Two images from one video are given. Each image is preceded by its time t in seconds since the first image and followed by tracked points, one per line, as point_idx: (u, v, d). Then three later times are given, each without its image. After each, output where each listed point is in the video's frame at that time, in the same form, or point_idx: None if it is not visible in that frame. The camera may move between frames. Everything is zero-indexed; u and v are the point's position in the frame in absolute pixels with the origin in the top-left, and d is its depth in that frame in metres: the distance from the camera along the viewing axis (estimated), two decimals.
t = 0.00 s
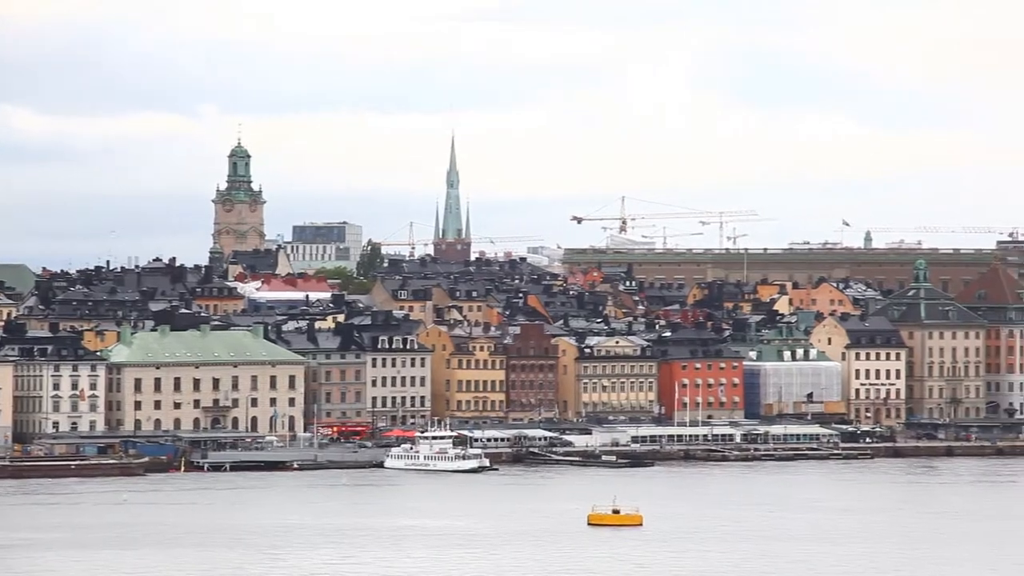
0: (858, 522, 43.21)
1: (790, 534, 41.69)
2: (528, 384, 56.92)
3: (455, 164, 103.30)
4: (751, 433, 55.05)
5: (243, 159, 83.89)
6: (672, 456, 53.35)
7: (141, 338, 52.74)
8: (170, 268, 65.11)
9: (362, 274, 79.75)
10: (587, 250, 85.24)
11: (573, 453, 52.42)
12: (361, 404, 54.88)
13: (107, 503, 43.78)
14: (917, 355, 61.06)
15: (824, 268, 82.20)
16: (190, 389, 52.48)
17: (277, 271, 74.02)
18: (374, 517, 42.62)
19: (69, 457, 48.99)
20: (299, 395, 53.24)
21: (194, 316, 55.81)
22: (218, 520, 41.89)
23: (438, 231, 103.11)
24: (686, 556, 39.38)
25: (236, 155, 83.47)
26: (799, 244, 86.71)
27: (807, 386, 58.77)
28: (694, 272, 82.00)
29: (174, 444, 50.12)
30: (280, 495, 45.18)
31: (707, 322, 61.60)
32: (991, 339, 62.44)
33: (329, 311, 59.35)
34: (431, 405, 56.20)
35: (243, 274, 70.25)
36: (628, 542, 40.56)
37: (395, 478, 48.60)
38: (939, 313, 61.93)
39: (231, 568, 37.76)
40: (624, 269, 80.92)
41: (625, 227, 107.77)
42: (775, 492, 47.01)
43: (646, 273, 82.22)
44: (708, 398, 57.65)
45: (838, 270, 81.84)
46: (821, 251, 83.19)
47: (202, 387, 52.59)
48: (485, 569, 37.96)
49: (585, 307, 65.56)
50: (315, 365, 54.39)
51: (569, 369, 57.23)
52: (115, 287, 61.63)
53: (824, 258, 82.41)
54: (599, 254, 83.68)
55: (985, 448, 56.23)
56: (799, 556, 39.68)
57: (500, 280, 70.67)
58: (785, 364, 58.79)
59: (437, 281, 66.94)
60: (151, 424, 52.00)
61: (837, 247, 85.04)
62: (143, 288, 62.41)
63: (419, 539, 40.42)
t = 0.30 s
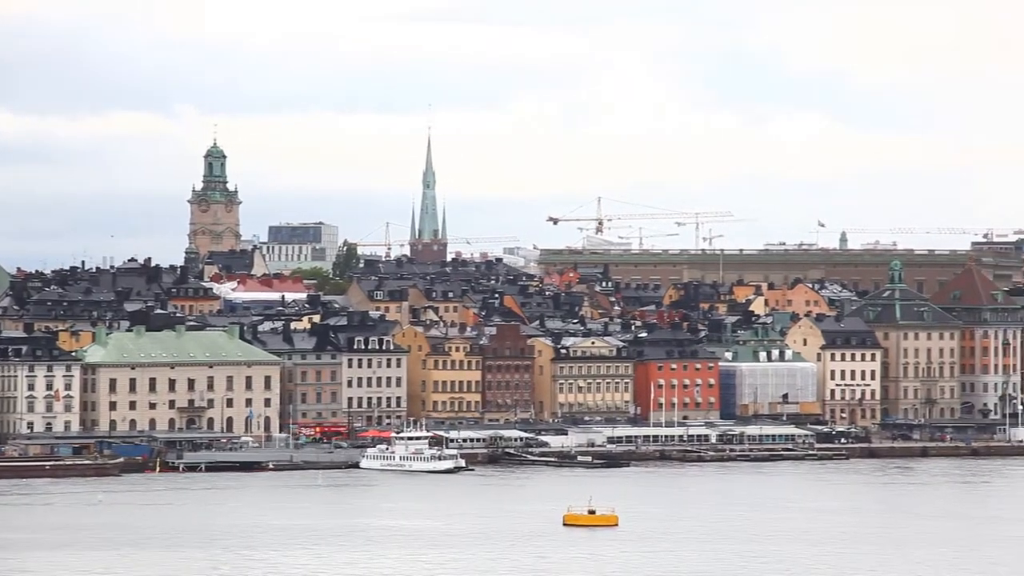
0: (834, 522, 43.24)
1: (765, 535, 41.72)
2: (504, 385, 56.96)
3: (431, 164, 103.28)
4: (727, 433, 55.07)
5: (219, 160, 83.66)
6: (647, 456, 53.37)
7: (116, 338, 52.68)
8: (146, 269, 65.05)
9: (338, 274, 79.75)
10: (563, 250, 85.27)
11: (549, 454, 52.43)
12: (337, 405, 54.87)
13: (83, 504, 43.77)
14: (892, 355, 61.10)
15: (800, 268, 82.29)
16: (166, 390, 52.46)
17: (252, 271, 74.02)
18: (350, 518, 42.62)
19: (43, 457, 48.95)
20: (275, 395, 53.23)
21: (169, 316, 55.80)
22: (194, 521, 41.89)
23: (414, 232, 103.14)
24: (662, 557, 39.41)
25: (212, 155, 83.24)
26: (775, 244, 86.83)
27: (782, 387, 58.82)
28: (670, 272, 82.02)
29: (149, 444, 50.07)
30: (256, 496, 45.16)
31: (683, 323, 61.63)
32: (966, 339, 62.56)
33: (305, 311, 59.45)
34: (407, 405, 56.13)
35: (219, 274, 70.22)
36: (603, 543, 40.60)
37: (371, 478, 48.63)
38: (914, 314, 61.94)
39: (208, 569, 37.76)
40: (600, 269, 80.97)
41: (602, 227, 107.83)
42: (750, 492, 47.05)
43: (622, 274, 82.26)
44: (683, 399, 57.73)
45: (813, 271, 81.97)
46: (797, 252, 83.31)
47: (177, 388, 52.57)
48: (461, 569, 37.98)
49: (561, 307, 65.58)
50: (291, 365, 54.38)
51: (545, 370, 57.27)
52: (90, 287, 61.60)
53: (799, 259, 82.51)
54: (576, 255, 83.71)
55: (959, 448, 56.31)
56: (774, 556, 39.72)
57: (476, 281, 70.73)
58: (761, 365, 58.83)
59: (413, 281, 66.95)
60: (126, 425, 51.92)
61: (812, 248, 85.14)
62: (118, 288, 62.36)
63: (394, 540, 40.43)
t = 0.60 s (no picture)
0: (809, 522, 43.24)
1: (741, 534, 41.71)
2: (480, 385, 57.01)
3: (407, 164, 103.25)
4: (702, 432, 55.13)
5: (194, 160, 83.44)
6: (623, 455, 53.40)
7: (91, 339, 52.63)
8: (120, 269, 64.99)
9: (314, 274, 79.71)
10: (539, 250, 85.28)
11: (524, 453, 52.43)
12: (313, 405, 54.82)
13: (57, 505, 43.74)
14: (866, 355, 61.17)
15: (775, 268, 82.36)
16: (141, 390, 52.41)
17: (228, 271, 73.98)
18: (326, 518, 42.61)
19: (18, 459, 48.93)
20: (250, 395, 53.20)
21: (144, 316, 55.76)
22: (169, 522, 41.86)
23: (390, 232, 103.12)
24: (638, 556, 39.40)
25: (188, 155, 83.04)
26: (750, 244, 86.89)
27: (758, 386, 58.83)
28: (646, 272, 82.04)
29: (124, 445, 50.03)
30: (232, 496, 45.12)
31: (658, 322, 61.63)
32: (941, 338, 62.61)
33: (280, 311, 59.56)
34: (383, 406, 56.15)
35: (193, 274, 70.16)
36: (579, 542, 40.59)
37: (347, 479, 48.62)
38: (889, 313, 62.03)
39: (183, 570, 37.72)
40: (576, 269, 80.99)
41: (577, 227, 107.84)
42: (725, 492, 47.03)
43: (598, 274, 82.27)
44: (659, 398, 57.74)
45: (788, 270, 82.04)
46: (772, 252, 83.35)
47: (153, 388, 52.52)
48: (436, 570, 37.95)
49: (537, 307, 65.61)
50: (266, 365, 54.27)
51: (521, 369, 57.33)
52: (64, 288, 61.55)
53: (775, 259, 82.58)
54: (552, 254, 83.73)
55: (934, 447, 56.35)
56: (750, 555, 39.72)
57: (453, 280, 70.78)
58: (736, 364, 58.84)
59: (389, 281, 66.91)
60: (101, 425, 51.86)
61: (788, 247, 85.20)
62: (93, 289, 62.31)
63: (369, 540, 40.38)
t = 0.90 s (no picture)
0: (786, 521, 43.27)
1: (718, 533, 41.71)
2: (457, 384, 56.88)
3: (384, 163, 103.21)
4: (679, 432, 55.17)
5: (170, 160, 83.29)
6: (600, 455, 53.43)
7: (67, 339, 52.56)
8: (96, 269, 64.93)
9: (291, 274, 79.66)
10: (515, 250, 85.28)
11: (501, 453, 52.42)
12: (289, 405, 54.80)
13: (34, 505, 43.70)
14: (843, 354, 61.24)
15: (751, 267, 82.43)
16: (117, 391, 52.37)
17: (204, 271, 73.93)
18: (303, 518, 42.60)
19: None
20: (227, 395, 53.18)
21: (120, 317, 55.71)
22: (146, 522, 41.84)
23: (367, 231, 103.08)
24: (615, 555, 39.42)
25: (164, 155, 82.90)
26: (726, 243, 86.95)
27: (734, 385, 58.89)
28: (623, 272, 82.08)
29: (100, 445, 49.98)
30: (209, 497, 45.08)
31: (635, 322, 61.64)
32: (916, 338, 62.74)
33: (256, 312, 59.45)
34: (360, 406, 56.06)
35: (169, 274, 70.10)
36: (556, 542, 40.60)
37: (324, 479, 48.62)
38: (865, 312, 62.04)
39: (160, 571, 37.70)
40: (553, 269, 81.00)
41: (554, 226, 107.83)
42: (701, 491, 47.07)
43: (575, 274, 82.26)
44: (636, 398, 57.87)
45: (765, 270, 82.09)
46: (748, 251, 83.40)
47: (129, 389, 52.48)
48: (413, 570, 37.95)
49: (514, 306, 65.64)
50: (243, 366, 54.21)
51: (498, 369, 57.32)
52: (40, 289, 61.49)
53: (751, 258, 82.65)
54: (529, 254, 83.73)
55: (910, 445, 56.39)
56: (727, 554, 39.75)
57: (429, 280, 70.78)
58: (713, 363, 58.86)
59: (366, 281, 66.89)
60: (77, 425, 51.80)
61: (764, 246, 85.26)
62: (69, 289, 62.24)
63: (345, 541, 40.36)
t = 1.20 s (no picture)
0: (764, 517, 43.31)
1: (694, 530, 41.73)
2: (434, 381, 56.85)
3: (360, 160, 103.16)
4: (656, 428, 55.12)
5: (146, 157, 83.11)
6: (577, 452, 53.44)
7: (42, 337, 52.48)
8: (72, 266, 64.84)
9: (267, 271, 79.60)
10: (492, 246, 85.27)
11: (478, 450, 52.42)
12: (265, 402, 54.79)
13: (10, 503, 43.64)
14: (819, 351, 61.24)
15: (728, 264, 82.49)
16: (92, 388, 52.30)
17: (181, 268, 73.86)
18: (280, 515, 42.59)
19: None
20: (203, 393, 53.14)
21: (96, 314, 55.62)
22: (123, 520, 41.79)
23: (343, 229, 103.03)
24: (591, 552, 39.43)
25: (140, 152, 82.73)
26: (702, 240, 87.01)
27: (711, 381, 58.97)
28: (600, 269, 82.11)
29: (76, 443, 49.92)
30: (185, 494, 45.05)
31: (612, 319, 61.69)
32: (892, 334, 62.79)
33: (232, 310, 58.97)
34: (336, 403, 56.06)
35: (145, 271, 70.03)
36: (533, 539, 40.61)
37: (301, 476, 48.61)
38: (841, 308, 62.01)
39: (137, 568, 37.66)
40: (529, 266, 81.02)
41: (531, 224, 107.82)
42: (678, 488, 47.10)
43: (552, 270, 82.28)
44: (613, 394, 57.95)
45: (741, 267, 82.13)
46: (724, 248, 83.45)
47: (104, 386, 52.41)
48: (391, 567, 37.94)
49: (491, 303, 65.67)
50: (219, 363, 54.18)
51: (475, 366, 57.33)
52: (16, 286, 61.39)
53: (727, 255, 82.72)
54: (505, 251, 83.73)
55: (885, 442, 56.45)
56: (704, 551, 39.77)
57: (406, 277, 70.77)
58: (690, 359, 58.97)
59: (343, 279, 66.87)
60: (52, 423, 51.74)
61: (739, 243, 85.33)
62: (45, 287, 62.14)
63: (321, 538, 40.34)
